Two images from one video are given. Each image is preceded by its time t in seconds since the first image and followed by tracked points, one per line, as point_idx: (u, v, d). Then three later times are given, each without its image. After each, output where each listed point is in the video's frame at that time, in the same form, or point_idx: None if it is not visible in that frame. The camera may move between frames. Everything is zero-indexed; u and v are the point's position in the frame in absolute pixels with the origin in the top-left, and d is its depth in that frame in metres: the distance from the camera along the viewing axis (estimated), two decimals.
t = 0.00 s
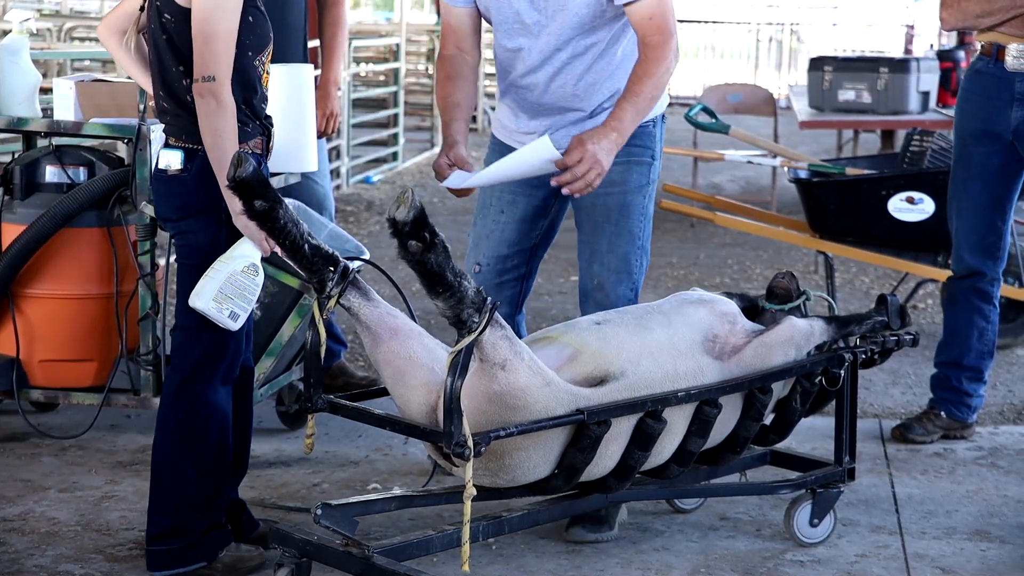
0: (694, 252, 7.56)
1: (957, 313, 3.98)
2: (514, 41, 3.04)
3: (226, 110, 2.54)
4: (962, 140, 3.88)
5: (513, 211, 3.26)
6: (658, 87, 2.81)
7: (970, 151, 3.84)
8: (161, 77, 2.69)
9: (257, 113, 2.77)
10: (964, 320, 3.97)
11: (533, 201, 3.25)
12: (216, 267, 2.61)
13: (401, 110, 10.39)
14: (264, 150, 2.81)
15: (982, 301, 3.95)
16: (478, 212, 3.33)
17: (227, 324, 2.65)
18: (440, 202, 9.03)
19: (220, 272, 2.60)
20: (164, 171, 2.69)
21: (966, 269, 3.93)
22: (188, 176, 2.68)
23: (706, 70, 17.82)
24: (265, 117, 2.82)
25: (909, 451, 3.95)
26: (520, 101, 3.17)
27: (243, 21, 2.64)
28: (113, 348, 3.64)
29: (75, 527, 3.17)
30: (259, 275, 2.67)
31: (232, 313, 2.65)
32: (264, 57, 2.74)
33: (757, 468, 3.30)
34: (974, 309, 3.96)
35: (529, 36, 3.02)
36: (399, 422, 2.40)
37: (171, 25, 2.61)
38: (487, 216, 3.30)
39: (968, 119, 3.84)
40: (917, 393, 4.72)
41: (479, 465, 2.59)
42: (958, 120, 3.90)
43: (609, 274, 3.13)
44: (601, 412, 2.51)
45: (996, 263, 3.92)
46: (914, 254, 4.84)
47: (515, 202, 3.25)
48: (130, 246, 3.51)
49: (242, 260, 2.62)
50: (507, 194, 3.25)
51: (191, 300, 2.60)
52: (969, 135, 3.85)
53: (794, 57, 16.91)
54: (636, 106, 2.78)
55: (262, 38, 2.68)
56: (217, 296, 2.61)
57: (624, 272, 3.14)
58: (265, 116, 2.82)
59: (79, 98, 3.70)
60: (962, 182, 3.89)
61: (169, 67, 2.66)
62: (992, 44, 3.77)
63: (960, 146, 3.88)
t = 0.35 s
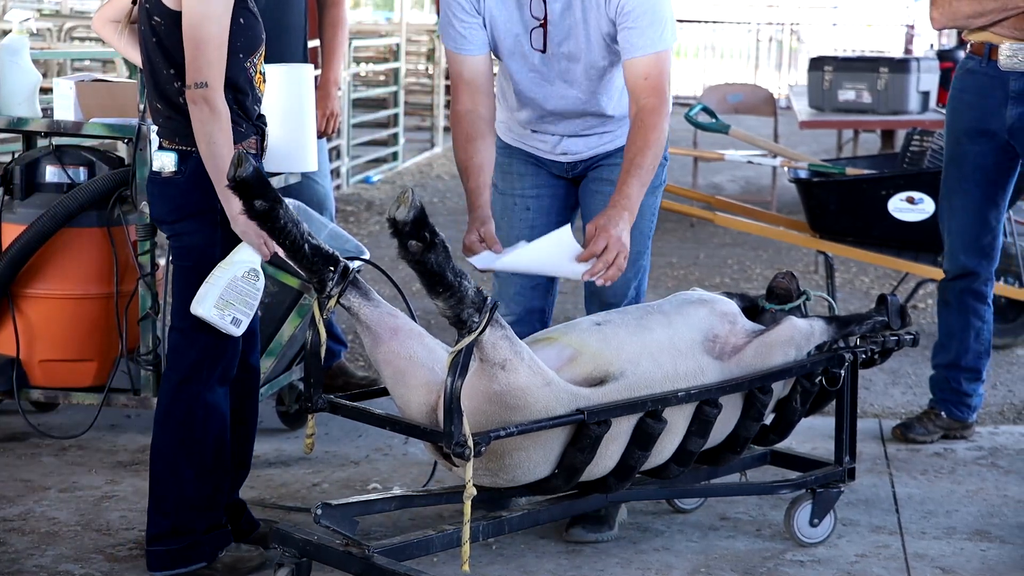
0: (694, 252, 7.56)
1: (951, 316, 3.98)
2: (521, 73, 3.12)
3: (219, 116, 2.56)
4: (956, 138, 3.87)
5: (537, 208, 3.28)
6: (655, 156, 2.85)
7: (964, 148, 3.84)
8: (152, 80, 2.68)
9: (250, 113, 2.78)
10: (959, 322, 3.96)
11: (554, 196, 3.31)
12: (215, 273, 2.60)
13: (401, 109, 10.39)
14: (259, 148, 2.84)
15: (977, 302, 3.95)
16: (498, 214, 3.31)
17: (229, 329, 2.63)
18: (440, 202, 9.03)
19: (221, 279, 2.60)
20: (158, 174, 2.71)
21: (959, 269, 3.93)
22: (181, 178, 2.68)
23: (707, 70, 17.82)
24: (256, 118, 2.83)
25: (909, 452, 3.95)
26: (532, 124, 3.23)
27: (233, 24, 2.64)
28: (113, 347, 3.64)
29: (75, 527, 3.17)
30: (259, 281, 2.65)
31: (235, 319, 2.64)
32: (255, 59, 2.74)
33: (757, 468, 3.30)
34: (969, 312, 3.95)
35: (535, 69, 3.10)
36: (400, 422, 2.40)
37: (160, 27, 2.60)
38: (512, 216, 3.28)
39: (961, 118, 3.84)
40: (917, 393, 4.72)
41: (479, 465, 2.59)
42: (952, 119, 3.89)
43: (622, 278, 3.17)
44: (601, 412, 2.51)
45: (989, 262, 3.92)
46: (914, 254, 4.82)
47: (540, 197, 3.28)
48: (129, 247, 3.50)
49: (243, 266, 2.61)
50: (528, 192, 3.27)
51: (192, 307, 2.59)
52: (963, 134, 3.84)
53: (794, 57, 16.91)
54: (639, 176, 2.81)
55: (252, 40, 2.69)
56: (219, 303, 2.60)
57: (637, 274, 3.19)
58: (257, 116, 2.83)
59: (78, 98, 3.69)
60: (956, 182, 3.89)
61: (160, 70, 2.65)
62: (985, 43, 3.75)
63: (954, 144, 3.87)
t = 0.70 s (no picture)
0: (692, 252, 7.57)
1: (952, 326, 3.97)
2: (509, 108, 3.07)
3: (218, 121, 2.56)
4: (984, 141, 3.81)
5: (525, 207, 3.31)
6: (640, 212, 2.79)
7: (989, 152, 3.78)
8: (148, 81, 2.68)
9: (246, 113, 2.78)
10: (960, 332, 3.96)
11: (543, 198, 3.33)
12: (209, 279, 2.61)
13: (400, 109, 10.39)
14: (253, 147, 2.86)
15: (979, 313, 3.95)
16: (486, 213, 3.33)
17: (221, 335, 2.63)
18: (439, 203, 9.02)
19: (213, 284, 2.60)
20: (153, 174, 2.69)
21: (960, 275, 3.93)
22: (178, 178, 2.68)
23: (705, 70, 17.82)
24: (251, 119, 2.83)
25: (907, 452, 3.95)
26: (526, 140, 3.22)
27: (230, 27, 2.64)
28: (111, 348, 3.64)
29: (74, 527, 3.17)
30: (253, 288, 2.67)
31: (227, 325, 2.64)
32: (250, 63, 2.74)
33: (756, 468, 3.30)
34: (973, 322, 3.95)
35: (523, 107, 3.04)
36: (398, 422, 2.39)
37: (157, 29, 2.60)
38: (498, 213, 3.31)
39: (994, 122, 3.78)
40: (915, 393, 4.72)
41: (478, 465, 2.60)
42: (986, 121, 3.83)
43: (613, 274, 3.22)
44: (599, 412, 2.50)
45: (995, 269, 3.90)
46: (913, 254, 4.83)
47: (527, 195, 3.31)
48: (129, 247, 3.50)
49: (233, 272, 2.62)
50: (515, 190, 3.30)
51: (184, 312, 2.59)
52: (993, 138, 3.78)
53: (792, 57, 16.91)
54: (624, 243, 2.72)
55: (249, 43, 2.69)
56: (213, 308, 2.60)
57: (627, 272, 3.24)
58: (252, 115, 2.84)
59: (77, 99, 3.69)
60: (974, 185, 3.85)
61: (156, 72, 2.65)
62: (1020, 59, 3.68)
63: (981, 146, 3.81)
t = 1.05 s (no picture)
0: (689, 252, 7.57)
1: (968, 326, 3.95)
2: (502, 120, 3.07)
3: (212, 122, 2.55)
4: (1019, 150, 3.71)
5: (519, 207, 3.31)
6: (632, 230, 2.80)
7: None
8: (140, 80, 2.67)
9: (240, 114, 2.78)
10: (976, 333, 3.94)
11: (537, 199, 3.33)
12: (202, 279, 2.62)
13: (398, 109, 10.39)
14: (247, 148, 2.86)
15: (998, 318, 3.92)
16: (479, 212, 3.33)
17: (213, 336, 2.63)
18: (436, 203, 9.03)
19: (208, 285, 2.61)
20: (146, 174, 2.70)
21: (983, 282, 3.90)
22: (171, 178, 2.68)
23: (702, 70, 17.84)
24: (244, 119, 2.83)
25: (904, 452, 3.96)
26: (521, 147, 3.22)
27: (222, 28, 2.64)
28: (108, 348, 3.63)
29: (70, 528, 3.17)
30: (246, 288, 2.68)
31: (219, 326, 2.65)
32: (243, 63, 2.74)
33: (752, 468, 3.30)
34: (990, 326, 3.93)
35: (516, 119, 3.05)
36: (395, 422, 2.39)
37: (149, 28, 2.60)
38: (492, 213, 3.31)
39: None
40: (912, 393, 4.72)
41: (475, 466, 2.60)
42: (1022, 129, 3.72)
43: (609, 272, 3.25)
44: (596, 412, 2.50)
45: (1021, 275, 3.86)
46: (910, 254, 4.87)
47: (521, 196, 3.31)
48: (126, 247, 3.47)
49: (224, 270, 2.63)
50: (509, 190, 3.29)
51: (177, 313, 2.60)
52: None
53: (789, 57, 16.92)
54: (612, 264, 2.72)
55: (241, 44, 2.69)
56: (206, 308, 2.61)
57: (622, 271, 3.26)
58: (245, 116, 2.84)
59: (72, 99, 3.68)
60: (1006, 194, 3.78)
61: (149, 71, 2.65)
62: None
63: (1015, 154, 3.72)
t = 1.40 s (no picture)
0: (689, 252, 7.57)
1: (969, 326, 3.95)
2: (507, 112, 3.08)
3: (213, 121, 2.56)
4: None
5: (518, 207, 3.30)
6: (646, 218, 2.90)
7: None
8: (140, 79, 2.67)
9: (240, 113, 2.79)
10: (981, 333, 3.94)
11: (536, 199, 3.33)
12: (203, 280, 2.61)
13: (398, 109, 10.39)
14: (247, 148, 2.86)
15: (1002, 317, 3.91)
16: (479, 212, 3.33)
17: (217, 336, 2.62)
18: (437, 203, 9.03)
19: (209, 286, 2.61)
20: (147, 175, 2.70)
21: (988, 284, 3.88)
22: (172, 178, 2.68)
23: (702, 70, 17.83)
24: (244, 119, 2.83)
25: (904, 452, 3.96)
26: (522, 145, 3.22)
27: (222, 28, 2.64)
28: (108, 348, 3.64)
29: (71, 527, 3.17)
30: (246, 288, 2.68)
31: (222, 326, 2.64)
32: (243, 63, 2.75)
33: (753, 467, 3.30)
34: (993, 326, 3.92)
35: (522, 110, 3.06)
36: (395, 422, 2.39)
37: (149, 28, 2.60)
38: (491, 214, 3.30)
39: None
40: (913, 393, 4.72)
41: (476, 466, 2.60)
42: None
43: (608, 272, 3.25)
44: (596, 412, 2.50)
45: None
46: (910, 254, 4.87)
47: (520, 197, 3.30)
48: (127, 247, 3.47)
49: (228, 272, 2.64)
50: (508, 191, 3.29)
51: (178, 313, 2.59)
52: None
53: (790, 57, 16.91)
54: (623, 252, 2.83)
55: (241, 44, 2.69)
56: (208, 309, 2.60)
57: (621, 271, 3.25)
58: (245, 115, 2.85)
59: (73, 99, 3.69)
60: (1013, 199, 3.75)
61: (149, 71, 2.65)
62: None
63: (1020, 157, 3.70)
